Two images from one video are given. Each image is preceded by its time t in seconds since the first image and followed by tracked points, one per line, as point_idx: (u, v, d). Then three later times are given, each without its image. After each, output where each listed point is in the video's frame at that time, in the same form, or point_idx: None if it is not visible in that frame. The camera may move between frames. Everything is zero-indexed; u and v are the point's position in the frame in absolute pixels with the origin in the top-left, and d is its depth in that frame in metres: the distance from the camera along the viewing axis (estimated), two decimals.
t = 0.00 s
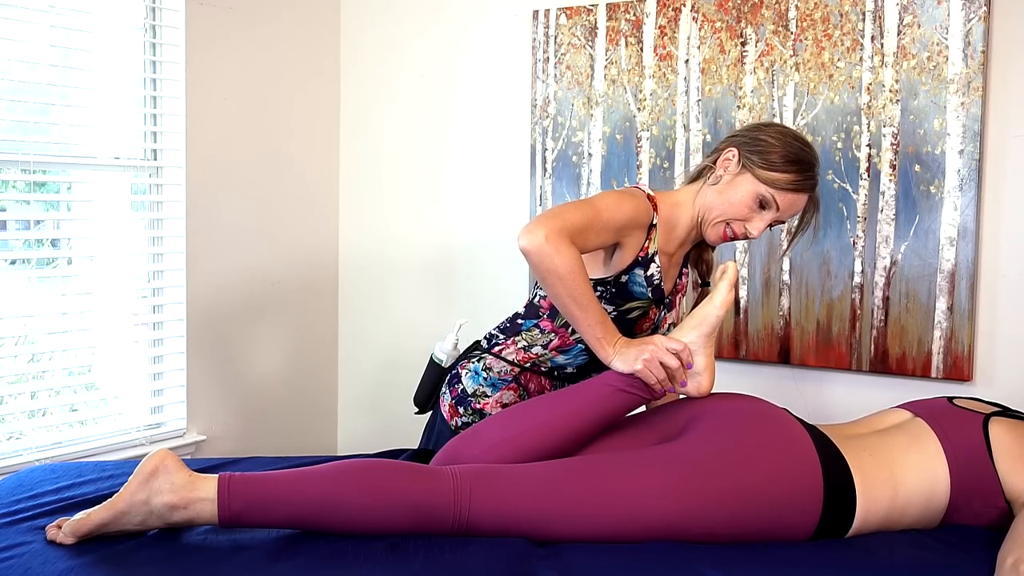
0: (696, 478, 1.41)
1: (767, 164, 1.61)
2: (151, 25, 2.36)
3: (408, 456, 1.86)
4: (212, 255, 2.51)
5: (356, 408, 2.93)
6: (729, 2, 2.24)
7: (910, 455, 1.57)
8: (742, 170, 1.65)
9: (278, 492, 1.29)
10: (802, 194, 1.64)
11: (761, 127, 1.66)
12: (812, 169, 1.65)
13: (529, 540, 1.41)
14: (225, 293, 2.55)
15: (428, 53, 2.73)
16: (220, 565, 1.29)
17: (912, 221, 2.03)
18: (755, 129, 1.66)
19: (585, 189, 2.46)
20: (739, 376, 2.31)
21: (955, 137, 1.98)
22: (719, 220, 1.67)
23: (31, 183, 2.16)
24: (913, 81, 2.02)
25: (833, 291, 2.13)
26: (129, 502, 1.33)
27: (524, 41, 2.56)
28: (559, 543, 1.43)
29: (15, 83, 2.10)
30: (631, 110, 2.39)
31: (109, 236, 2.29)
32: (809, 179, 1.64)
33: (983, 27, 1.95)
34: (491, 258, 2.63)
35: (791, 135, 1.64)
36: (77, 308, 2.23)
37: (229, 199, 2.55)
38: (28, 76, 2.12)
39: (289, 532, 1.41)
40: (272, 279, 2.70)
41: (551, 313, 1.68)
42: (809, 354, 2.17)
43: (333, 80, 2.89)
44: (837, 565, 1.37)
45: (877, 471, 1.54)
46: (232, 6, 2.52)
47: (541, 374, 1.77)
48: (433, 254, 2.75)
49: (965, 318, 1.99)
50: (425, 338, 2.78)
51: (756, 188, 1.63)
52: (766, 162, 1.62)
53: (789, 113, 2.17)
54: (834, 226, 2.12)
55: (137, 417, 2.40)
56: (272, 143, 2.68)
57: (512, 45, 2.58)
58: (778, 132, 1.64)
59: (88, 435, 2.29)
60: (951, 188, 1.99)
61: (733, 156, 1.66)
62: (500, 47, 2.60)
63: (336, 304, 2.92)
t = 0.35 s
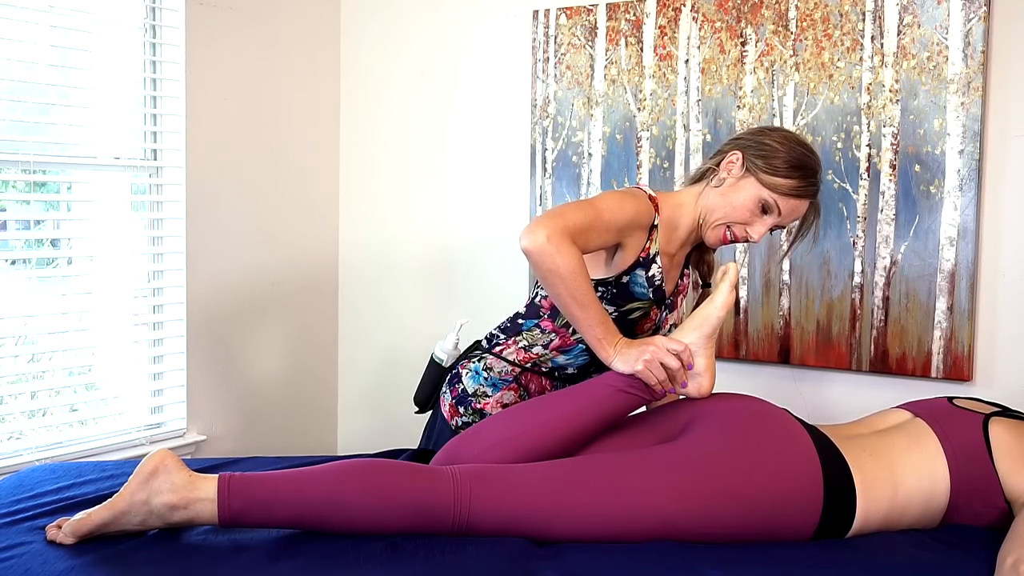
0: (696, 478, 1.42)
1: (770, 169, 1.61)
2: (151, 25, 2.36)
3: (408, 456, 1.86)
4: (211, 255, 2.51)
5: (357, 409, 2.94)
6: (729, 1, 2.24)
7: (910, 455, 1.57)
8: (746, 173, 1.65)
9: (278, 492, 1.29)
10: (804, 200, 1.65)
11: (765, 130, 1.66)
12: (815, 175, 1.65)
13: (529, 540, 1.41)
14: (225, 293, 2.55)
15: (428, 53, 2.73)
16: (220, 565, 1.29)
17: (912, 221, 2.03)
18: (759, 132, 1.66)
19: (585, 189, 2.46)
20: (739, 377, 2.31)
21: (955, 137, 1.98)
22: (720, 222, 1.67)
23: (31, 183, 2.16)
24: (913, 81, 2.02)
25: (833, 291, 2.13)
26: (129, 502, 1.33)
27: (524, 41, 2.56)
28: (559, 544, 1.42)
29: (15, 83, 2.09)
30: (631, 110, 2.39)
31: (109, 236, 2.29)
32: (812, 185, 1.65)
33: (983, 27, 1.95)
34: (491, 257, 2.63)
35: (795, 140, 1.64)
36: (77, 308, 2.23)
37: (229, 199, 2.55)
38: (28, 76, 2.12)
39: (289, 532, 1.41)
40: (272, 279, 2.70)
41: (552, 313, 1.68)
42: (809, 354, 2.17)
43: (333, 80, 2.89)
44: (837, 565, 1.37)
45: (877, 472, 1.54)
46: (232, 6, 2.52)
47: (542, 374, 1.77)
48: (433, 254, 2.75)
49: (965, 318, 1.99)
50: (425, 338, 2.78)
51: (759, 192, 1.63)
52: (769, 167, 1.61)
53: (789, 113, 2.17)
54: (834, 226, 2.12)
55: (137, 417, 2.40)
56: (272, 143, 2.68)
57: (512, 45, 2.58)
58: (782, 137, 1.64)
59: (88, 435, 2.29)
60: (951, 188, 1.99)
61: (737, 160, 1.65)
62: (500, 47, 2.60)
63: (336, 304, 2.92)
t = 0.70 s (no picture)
0: (696, 478, 1.42)
1: (772, 171, 1.61)
2: (151, 25, 2.36)
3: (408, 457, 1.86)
4: (212, 255, 2.51)
5: (357, 408, 2.94)
6: (729, 2, 2.24)
7: (910, 455, 1.57)
8: (748, 176, 1.65)
9: (278, 492, 1.29)
10: (806, 204, 1.65)
11: (768, 132, 1.66)
12: (817, 178, 1.65)
13: (529, 539, 1.41)
14: (225, 293, 2.55)
15: (428, 53, 2.74)
16: (220, 565, 1.29)
17: (912, 221, 2.03)
18: (762, 134, 1.66)
19: (585, 189, 2.46)
20: (739, 377, 2.31)
21: (955, 137, 1.98)
22: (721, 224, 1.67)
23: (32, 183, 2.16)
24: (913, 81, 2.02)
25: (833, 291, 2.13)
26: (129, 502, 1.33)
27: (524, 41, 2.56)
28: (559, 544, 1.42)
29: (15, 83, 2.09)
30: (631, 110, 2.39)
31: (109, 236, 2.29)
32: (814, 188, 1.65)
33: (983, 27, 1.95)
34: (491, 257, 2.64)
35: (798, 143, 1.64)
36: (77, 308, 2.23)
37: (229, 199, 2.55)
38: (28, 76, 2.12)
39: (289, 532, 1.41)
40: (272, 279, 2.70)
41: (553, 313, 1.67)
42: (809, 354, 2.17)
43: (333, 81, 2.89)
44: (837, 564, 1.37)
45: (877, 472, 1.54)
46: (232, 6, 2.52)
47: (542, 374, 1.77)
48: (433, 254, 2.75)
49: (965, 318, 1.99)
50: (425, 338, 2.78)
51: (761, 195, 1.63)
52: (771, 170, 1.61)
53: (789, 113, 2.17)
54: (834, 226, 2.12)
55: (137, 417, 2.40)
56: (272, 143, 2.68)
57: (512, 45, 2.58)
58: (785, 140, 1.64)
59: (88, 435, 2.29)
60: (951, 188, 1.99)
61: (739, 162, 1.66)
62: (500, 47, 2.60)
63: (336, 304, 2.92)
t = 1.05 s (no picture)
0: (697, 478, 1.42)
1: (774, 173, 1.61)
2: (151, 25, 2.36)
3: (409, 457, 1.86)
4: (212, 255, 2.51)
5: (356, 408, 2.94)
6: (729, 1, 2.24)
7: (910, 455, 1.57)
8: (749, 177, 1.65)
9: (279, 492, 1.29)
10: (806, 206, 1.65)
11: (771, 134, 1.66)
12: (818, 181, 1.65)
13: (529, 539, 1.41)
14: (225, 293, 2.55)
15: (428, 53, 2.74)
16: (220, 565, 1.29)
17: (912, 220, 2.03)
18: (764, 136, 1.66)
19: (585, 189, 2.46)
20: (739, 376, 2.31)
21: (955, 137, 1.98)
22: (721, 225, 1.67)
23: (31, 183, 2.16)
24: (913, 81, 2.02)
25: (833, 291, 2.13)
26: (129, 502, 1.33)
27: (524, 41, 2.56)
28: (559, 544, 1.42)
29: (15, 83, 2.09)
30: (631, 110, 2.39)
31: (109, 236, 2.29)
32: (815, 191, 1.65)
33: (983, 27, 1.95)
34: (491, 258, 2.64)
35: (800, 145, 1.64)
36: (77, 308, 2.23)
37: (229, 198, 2.55)
38: (28, 76, 2.12)
39: (289, 532, 1.41)
40: (272, 279, 2.70)
41: (553, 313, 1.67)
42: (809, 354, 2.17)
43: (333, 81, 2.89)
44: (837, 564, 1.37)
45: (877, 472, 1.54)
46: (232, 6, 2.52)
47: (543, 373, 1.77)
48: (433, 254, 2.75)
49: (965, 318, 1.99)
50: (425, 337, 2.78)
51: (762, 197, 1.63)
52: (773, 172, 1.62)
53: (789, 113, 2.17)
54: (834, 226, 2.12)
55: (137, 417, 2.40)
56: (272, 143, 2.68)
57: (512, 45, 2.58)
58: (788, 142, 1.64)
59: (88, 435, 2.29)
60: (951, 188, 1.99)
61: (741, 163, 1.65)
62: (500, 47, 2.60)
63: (336, 303, 2.92)
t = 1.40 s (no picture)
0: (696, 478, 1.42)
1: (773, 173, 1.62)
2: (151, 25, 2.36)
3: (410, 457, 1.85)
4: (212, 255, 2.51)
5: (356, 408, 2.94)
6: (729, 2, 2.24)
7: (910, 456, 1.58)
8: (748, 177, 1.65)
9: (279, 492, 1.29)
10: (805, 206, 1.65)
11: (770, 134, 1.66)
12: (817, 181, 1.65)
13: (529, 539, 1.41)
14: (225, 292, 2.55)
15: (428, 53, 2.74)
16: (220, 565, 1.29)
17: (911, 220, 2.03)
18: (763, 136, 1.66)
19: (585, 189, 2.46)
20: (740, 376, 2.31)
21: (955, 137, 1.98)
22: (721, 225, 1.67)
23: (31, 183, 2.17)
24: (913, 81, 2.02)
25: (833, 292, 2.13)
26: (130, 501, 1.33)
27: (524, 41, 2.57)
28: (559, 543, 1.43)
29: (16, 83, 2.10)
30: (631, 110, 2.39)
31: (109, 236, 2.29)
32: (814, 191, 1.65)
33: (983, 27, 1.95)
34: (491, 258, 2.64)
35: (799, 145, 1.64)
36: (77, 308, 2.23)
37: (229, 198, 2.55)
38: (28, 76, 2.12)
39: (289, 532, 1.41)
40: (272, 279, 2.70)
41: (553, 313, 1.67)
42: (809, 354, 2.17)
43: (333, 81, 2.89)
44: (837, 564, 1.37)
45: (877, 472, 1.54)
46: (232, 6, 2.52)
47: (543, 373, 1.77)
48: (433, 254, 2.75)
49: (964, 318, 1.99)
50: (425, 337, 2.79)
51: (761, 196, 1.63)
52: (772, 172, 1.62)
53: (789, 113, 2.17)
54: (834, 226, 2.12)
55: (137, 417, 2.41)
56: (272, 143, 2.68)
57: (512, 45, 2.58)
58: (787, 142, 1.64)
59: (88, 435, 2.29)
60: (951, 188, 1.99)
61: (740, 163, 1.65)
62: (500, 47, 2.60)
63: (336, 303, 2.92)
